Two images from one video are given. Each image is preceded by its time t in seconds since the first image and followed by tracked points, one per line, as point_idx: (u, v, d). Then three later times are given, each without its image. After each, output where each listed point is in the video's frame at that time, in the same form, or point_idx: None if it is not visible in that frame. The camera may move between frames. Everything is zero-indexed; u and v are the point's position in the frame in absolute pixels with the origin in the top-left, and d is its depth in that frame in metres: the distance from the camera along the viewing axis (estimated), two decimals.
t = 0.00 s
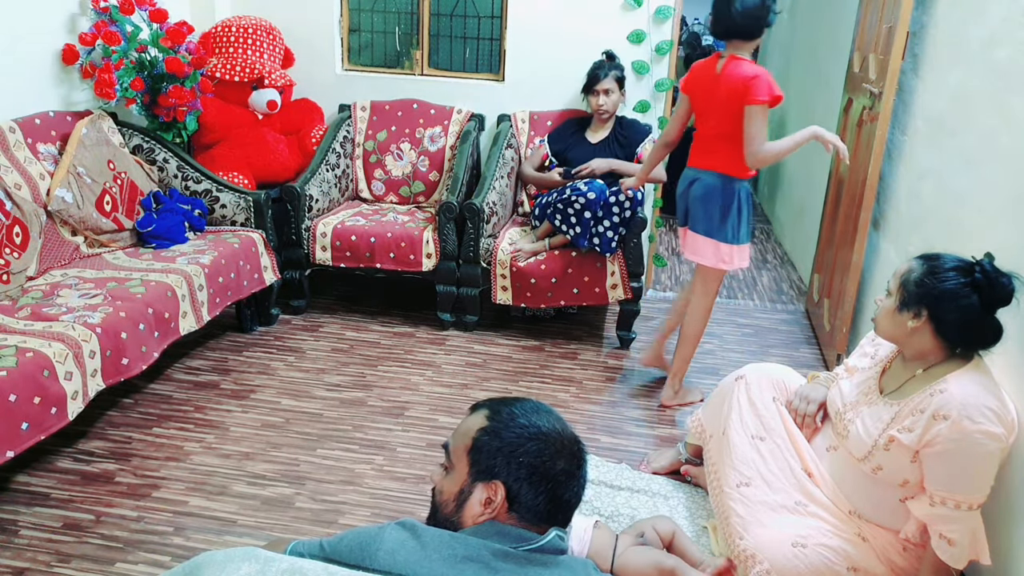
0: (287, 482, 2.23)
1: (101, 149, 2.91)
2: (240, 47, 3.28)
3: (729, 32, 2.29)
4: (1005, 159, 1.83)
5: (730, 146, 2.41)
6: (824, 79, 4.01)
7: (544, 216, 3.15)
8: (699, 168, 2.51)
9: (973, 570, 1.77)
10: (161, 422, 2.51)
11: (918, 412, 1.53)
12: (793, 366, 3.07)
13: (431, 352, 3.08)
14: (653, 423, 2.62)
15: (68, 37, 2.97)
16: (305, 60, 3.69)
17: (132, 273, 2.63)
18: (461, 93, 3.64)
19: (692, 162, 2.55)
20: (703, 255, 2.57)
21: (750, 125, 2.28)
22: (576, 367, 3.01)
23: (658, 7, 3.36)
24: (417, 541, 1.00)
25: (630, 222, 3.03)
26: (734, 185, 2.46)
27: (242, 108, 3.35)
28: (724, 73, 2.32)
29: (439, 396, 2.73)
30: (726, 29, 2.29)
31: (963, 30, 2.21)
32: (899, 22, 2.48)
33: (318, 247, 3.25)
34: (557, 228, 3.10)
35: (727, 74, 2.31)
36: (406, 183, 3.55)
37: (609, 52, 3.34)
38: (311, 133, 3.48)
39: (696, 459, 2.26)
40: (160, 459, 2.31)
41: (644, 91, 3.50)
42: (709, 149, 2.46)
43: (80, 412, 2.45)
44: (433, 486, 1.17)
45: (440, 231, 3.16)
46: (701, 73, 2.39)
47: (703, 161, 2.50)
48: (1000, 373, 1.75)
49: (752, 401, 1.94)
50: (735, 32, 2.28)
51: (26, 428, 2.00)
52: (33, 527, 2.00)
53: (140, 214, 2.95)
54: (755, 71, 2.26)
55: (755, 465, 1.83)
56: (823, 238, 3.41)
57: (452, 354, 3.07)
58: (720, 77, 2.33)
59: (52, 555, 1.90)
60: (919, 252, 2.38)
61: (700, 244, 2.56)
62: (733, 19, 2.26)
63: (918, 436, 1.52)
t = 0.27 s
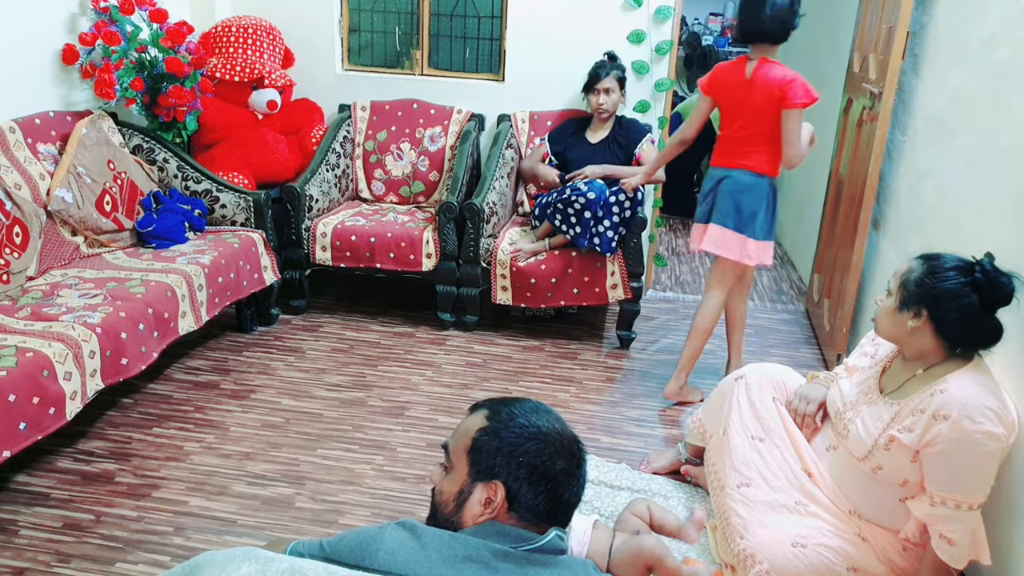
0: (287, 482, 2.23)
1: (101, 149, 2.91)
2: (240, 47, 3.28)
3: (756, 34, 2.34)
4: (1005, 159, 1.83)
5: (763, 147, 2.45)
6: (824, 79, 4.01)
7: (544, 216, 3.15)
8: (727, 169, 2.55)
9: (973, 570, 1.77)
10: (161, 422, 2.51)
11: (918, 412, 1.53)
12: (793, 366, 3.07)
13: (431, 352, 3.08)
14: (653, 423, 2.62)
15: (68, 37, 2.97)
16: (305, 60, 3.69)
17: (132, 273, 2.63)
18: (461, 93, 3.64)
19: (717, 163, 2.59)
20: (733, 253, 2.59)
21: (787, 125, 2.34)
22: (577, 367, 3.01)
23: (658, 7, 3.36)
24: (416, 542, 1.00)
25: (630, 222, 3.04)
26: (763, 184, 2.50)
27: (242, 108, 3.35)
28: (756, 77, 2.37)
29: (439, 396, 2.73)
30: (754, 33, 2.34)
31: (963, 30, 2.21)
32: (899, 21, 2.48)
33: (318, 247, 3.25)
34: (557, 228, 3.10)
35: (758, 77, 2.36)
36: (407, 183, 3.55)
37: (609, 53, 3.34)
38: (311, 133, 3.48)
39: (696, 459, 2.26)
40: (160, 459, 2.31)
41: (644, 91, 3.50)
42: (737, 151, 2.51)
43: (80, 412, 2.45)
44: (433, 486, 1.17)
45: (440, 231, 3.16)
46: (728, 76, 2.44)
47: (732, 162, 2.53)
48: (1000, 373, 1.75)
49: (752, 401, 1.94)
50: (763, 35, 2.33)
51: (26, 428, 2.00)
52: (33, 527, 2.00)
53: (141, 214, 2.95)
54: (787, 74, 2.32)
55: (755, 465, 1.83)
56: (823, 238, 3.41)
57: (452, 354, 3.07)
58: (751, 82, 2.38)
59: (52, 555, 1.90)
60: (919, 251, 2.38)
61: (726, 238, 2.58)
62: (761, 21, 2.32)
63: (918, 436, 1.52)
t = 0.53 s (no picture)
0: (287, 482, 2.23)
1: (101, 149, 2.91)
2: (240, 47, 3.28)
3: (776, 33, 2.43)
4: (1004, 159, 1.83)
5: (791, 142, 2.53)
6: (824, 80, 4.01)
7: (544, 216, 3.15)
8: (756, 166, 2.60)
9: (973, 569, 1.77)
10: (161, 422, 2.51)
11: (918, 412, 1.53)
12: (793, 366, 3.07)
13: (431, 352, 3.08)
14: (653, 423, 2.62)
15: (68, 37, 2.97)
16: (305, 60, 3.70)
17: (132, 273, 2.63)
18: (461, 93, 3.64)
19: (742, 162, 2.63)
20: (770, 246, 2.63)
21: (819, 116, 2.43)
22: (577, 367, 3.01)
23: (658, 7, 3.36)
24: (416, 541, 1.00)
25: (630, 222, 3.05)
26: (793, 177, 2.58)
27: (242, 108, 3.35)
28: (784, 73, 2.44)
29: (439, 396, 2.73)
30: (778, 30, 2.42)
31: (963, 30, 2.21)
32: (899, 21, 2.48)
33: (318, 247, 3.25)
34: (556, 228, 3.10)
35: (787, 72, 2.43)
36: (406, 183, 3.55)
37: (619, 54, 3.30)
38: (311, 133, 3.48)
39: (696, 459, 2.26)
40: (160, 459, 2.31)
41: (644, 91, 3.51)
42: (766, 147, 2.56)
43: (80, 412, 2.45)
44: (432, 485, 1.16)
45: (440, 231, 3.16)
46: (752, 74, 2.49)
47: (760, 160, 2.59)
48: (1000, 373, 1.75)
49: (752, 401, 1.94)
50: (787, 32, 2.41)
51: (26, 428, 2.00)
52: (33, 527, 2.00)
53: (141, 214, 2.95)
54: (813, 67, 2.42)
55: (755, 465, 1.83)
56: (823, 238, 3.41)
57: (452, 354, 3.07)
58: (780, 78, 2.45)
59: (52, 555, 1.90)
60: (919, 251, 2.38)
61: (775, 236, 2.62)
62: (784, 19, 2.40)
63: (918, 436, 1.52)
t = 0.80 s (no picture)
0: (287, 482, 2.23)
1: (101, 149, 2.91)
2: (240, 47, 3.28)
3: (798, 32, 2.41)
4: (1005, 159, 1.83)
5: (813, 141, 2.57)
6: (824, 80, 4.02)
7: (544, 216, 3.15)
8: (785, 167, 2.59)
9: (973, 570, 1.77)
10: (162, 422, 2.51)
11: (918, 412, 1.53)
12: (793, 366, 3.07)
13: (430, 352, 3.08)
14: (653, 423, 2.62)
15: (68, 37, 2.97)
16: (305, 61, 3.70)
17: (132, 273, 2.63)
18: (461, 93, 3.64)
19: (767, 163, 2.60)
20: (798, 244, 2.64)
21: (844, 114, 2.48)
22: (577, 367, 3.01)
23: (658, 7, 3.36)
24: (415, 541, 0.99)
25: (630, 222, 3.04)
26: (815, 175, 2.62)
27: (242, 108, 3.35)
28: (811, 72, 2.44)
29: (439, 396, 2.73)
30: (801, 30, 2.41)
31: (963, 29, 2.21)
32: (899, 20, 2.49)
33: (318, 247, 3.25)
34: (556, 228, 3.10)
35: (815, 71, 2.44)
36: (407, 183, 3.55)
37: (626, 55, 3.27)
38: (311, 133, 3.48)
39: (696, 459, 2.27)
40: (160, 460, 2.31)
41: (644, 91, 3.51)
42: (794, 148, 2.57)
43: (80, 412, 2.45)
44: (432, 484, 1.16)
45: (440, 231, 3.16)
46: (778, 75, 2.47)
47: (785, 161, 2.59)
48: (1001, 373, 1.75)
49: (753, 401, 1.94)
50: (811, 32, 2.41)
51: (26, 428, 2.00)
52: (33, 527, 2.00)
53: (141, 214, 2.95)
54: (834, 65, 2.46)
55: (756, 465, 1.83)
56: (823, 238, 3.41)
57: (452, 354, 3.07)
58: (809, 77, 2.45)
59: (52, 555, 1.90)
60: (919, 251, 2.39)
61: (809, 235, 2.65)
62: (808, 19, 2.39)
63: (918, 437, 1.52)
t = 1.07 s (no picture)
0: (287, 482, 2.23)
1: (101, 149, 2.91)
2: (240, 47, 3.28)
3: (831, 34, 2.37)
4: (1005, 159, 1.83)
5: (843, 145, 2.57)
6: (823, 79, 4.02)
7: (544, 216, 3.15)
8: (818, 172, 2.58)
9: (973, 569, 1.77)
10: (161, 422, 2.51)
11: (918, 413, 1.53)
12: (793, 366, 3.08)
13: (430, 352, 3.08)
14: (653, 423, 2.62)
15: (68, 37, 2.97)
16: (305, 61, 3.70)
17: (132, 273, 2.63)
18: (461, 93, 3.64)
19: (799, 169, 2.58)
20: (828, 249, 2.65)
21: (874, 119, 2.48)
22: (577, 367, 3.01)
23: (658, 7, 3.36)
24: (414, 541, 1.00)
25: (630, 222, 3.04)
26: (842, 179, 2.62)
27: (242, 108, 3.35)
28: (846, 76, 2.41)
29: (439, 396, 2.73)
30: (837, 32, 2.36)
31: (963, 29, 2.21)
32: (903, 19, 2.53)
33: (318, 247, 3.25)
34: (556, 228, 3.10)
35: (851, 76, 2.41)
36: (407, 183, 3.55)
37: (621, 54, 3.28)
38: (311, 133, 3.48)
39: (696, 459, 2.27)
40: (160, 460, 2.31)
41: (644, 91, 3.51)
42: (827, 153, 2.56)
43: (80, 412, 2.45)
44: (430, 484, 1.16)
45: (440, 231, 3.16)
46: (815, 80, 2.42)
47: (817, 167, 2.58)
48: (1001, 373, 1.75)
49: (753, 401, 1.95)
50: (847, 34, 2.37)
51: (26, 428, 2.00)
52: (33, 527, 2.00)
53: (140, 214, 2.95)
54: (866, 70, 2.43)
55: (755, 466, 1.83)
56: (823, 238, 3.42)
57: (452, 354, 3.07)
58: (844, 82, 2.41)
59: (52, 555, 1.90)
60: (919, 252, 2.39)
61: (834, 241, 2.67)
62: (844, 22, 2.34)
63: (918, 437, 1.52)
